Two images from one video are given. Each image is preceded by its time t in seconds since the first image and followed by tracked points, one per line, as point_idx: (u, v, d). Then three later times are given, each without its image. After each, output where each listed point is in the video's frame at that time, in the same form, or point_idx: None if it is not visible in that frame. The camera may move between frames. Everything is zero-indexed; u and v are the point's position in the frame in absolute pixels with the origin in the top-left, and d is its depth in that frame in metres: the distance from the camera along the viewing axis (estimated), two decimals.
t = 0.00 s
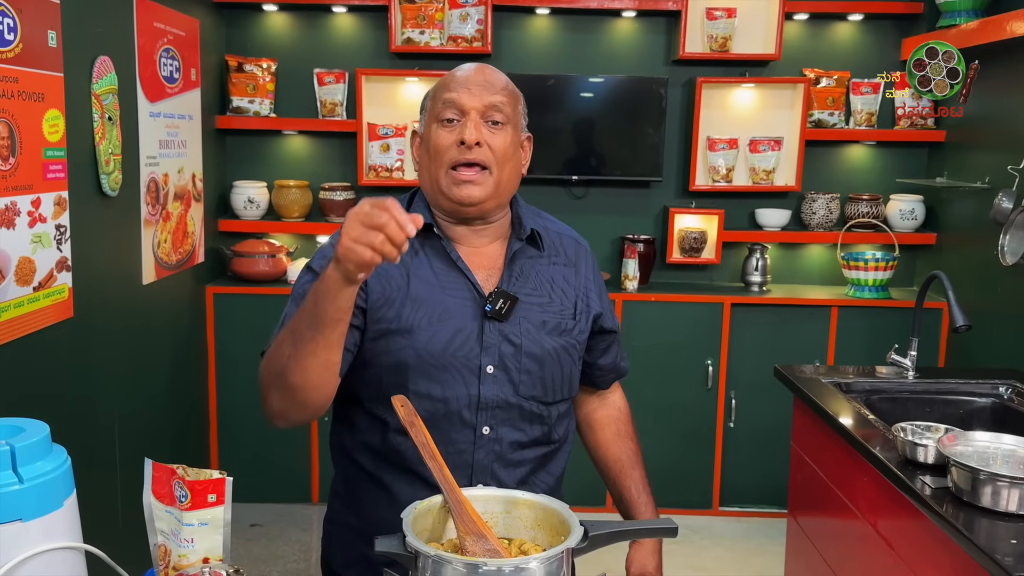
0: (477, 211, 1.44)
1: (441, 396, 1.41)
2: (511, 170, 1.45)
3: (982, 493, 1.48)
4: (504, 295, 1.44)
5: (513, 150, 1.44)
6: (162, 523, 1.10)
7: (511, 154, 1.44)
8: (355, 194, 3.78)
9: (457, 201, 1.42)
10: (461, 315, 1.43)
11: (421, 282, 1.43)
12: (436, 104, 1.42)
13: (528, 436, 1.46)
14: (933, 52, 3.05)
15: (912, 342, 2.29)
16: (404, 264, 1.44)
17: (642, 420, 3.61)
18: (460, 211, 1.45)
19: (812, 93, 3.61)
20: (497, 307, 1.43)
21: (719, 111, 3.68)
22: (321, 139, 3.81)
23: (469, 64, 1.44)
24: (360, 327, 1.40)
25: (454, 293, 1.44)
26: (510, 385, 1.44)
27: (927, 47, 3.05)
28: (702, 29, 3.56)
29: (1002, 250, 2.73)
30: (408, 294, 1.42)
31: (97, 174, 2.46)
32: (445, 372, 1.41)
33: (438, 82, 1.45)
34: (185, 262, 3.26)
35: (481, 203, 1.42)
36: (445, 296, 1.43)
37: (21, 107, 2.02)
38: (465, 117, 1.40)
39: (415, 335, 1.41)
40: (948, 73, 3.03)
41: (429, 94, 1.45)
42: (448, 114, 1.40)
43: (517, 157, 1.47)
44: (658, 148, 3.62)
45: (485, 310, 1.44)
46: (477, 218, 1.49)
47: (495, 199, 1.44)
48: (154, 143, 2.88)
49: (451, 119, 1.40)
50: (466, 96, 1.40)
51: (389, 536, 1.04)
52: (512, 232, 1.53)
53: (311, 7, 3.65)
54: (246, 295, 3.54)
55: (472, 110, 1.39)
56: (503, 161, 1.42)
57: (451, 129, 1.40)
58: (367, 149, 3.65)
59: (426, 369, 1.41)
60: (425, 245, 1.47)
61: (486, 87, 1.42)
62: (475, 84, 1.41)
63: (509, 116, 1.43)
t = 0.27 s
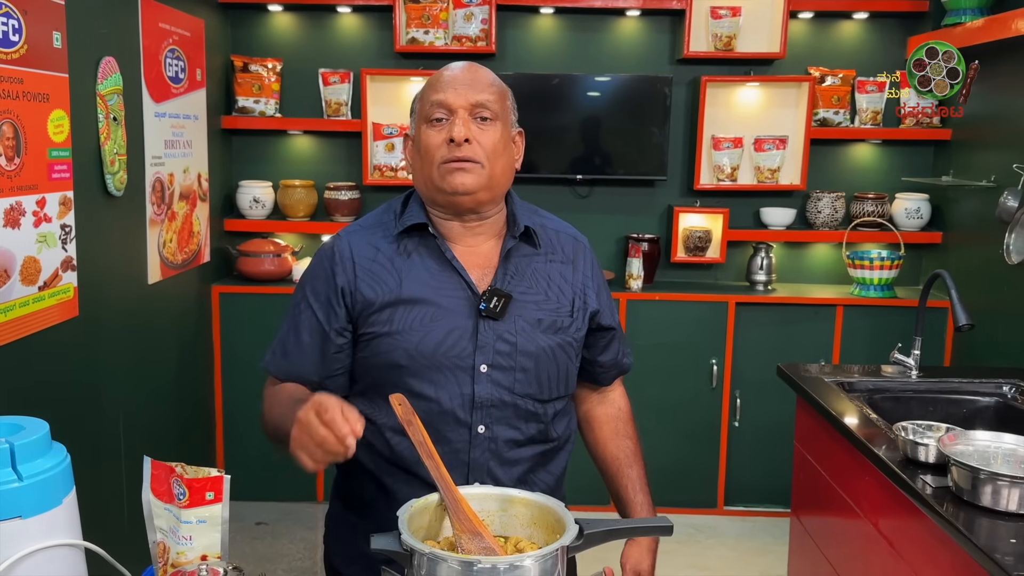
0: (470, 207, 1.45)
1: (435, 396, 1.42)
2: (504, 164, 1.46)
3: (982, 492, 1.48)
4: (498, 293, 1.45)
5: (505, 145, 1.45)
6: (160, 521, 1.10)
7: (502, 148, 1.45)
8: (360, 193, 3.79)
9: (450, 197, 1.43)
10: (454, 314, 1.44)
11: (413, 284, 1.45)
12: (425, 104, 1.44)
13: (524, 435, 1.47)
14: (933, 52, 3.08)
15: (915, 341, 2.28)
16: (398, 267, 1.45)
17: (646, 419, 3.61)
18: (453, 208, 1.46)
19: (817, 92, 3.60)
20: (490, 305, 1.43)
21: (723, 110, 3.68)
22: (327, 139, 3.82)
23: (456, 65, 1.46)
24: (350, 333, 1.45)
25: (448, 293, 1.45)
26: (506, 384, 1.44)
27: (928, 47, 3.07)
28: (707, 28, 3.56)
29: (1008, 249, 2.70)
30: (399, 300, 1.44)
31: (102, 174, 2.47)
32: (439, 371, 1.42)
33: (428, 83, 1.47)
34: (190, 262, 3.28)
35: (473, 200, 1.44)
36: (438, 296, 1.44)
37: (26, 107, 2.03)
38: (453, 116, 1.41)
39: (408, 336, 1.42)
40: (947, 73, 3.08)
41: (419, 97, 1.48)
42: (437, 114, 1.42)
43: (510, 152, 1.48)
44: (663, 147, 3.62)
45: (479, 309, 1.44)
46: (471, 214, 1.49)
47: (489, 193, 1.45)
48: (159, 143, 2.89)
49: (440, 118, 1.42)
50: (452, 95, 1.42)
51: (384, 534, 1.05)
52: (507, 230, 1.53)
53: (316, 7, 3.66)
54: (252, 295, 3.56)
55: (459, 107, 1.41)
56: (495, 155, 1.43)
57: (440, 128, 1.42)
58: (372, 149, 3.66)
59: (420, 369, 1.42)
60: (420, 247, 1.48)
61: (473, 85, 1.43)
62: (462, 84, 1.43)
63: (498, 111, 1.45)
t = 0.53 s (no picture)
0: (460, 206, 1.45)
1: (426, 396, 1.43)
2: (491, 162, 1.45)
3: (982, 492, 1.48)
4: (488, 292, 1.44)
5: (492, 143, 1.44)
6: (159, 517, 1.11)
7: (489, 147, 1.44)
8: (365, 193, 3.80)
9: (438, 198, 1.42)
10: (445, 315, 1.45)
11: (402, 285, 1.45)
12: (411, 105, 1.43)
13: (517, 434, 1.47)
14: (933, 51, 3.00)
15: (918, 340, 2.27)
16: (389, 268, 1.46)
17: (651, 419, 3.61)
18: (443, 208, 1.46)
19: (822, 91, 3.59)
20: (480, 305, 1.43)
21: (728, 109, 3.67)
22: (332, 138, 3.83)
23: (440, 63, 1.44)
24: (340, 334, 1.47)
25: (438, 293, 1.45)
26: (497, 383, 1.45)
27: (928, 47, 2.99)
28: (711, 27, 3.55)
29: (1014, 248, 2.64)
30: (385, 302, 1.44)
31: (106, 174, 2.48)
32: (430, 371, 1.43)
33: (413, 83, 1.46)
34: (196, 261, 3.29)
35: (462, 199, 1.43)
36: (429, 297, 1.45)
37: (30, 107, 2.05)
38: (438, 116, 1.40)
39: (397, 337, 1.43)
40: (948, 72, 2.96)
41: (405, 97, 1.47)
42: (422, 114, 1.41)
43: (499, 149, 1.47)
44: (667, 147, 3.61)
45: (469, 309, 1.44)
46: (462, 214, 1.48)
47: (477, 193, 1.44)
48: (164, 143, 2.90)
49: (424, 118, 1.41)
50: (436, 95, 1.40)
51: (379, 532, 1.06)
52: (499, 228, 1.53)
53: (321, 7, 3.67)
54: (257, 294, 3.57)
55: (443, 107, 1.40)
56: (481, 154, 1.42)
57: (425, 129, 1.41)
58: (377, 148, 3.67)
59: (411, 370, 1.43)
60: (411, 248, 1.48)
61: (457, 83, 1.42)
62: (445, 83, 1.41)
63: (484, 109, 1.43)
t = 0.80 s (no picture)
0: (456, 209, 1.45)
1: (423, 395, 1.43)
2: (486, 163, 1.45)
3: (984, 492, 1.47)
4: (485, 291, 1.45)
5: (486, 144, 1.44)
6: (157, 514, 1.11)
7: (484, 148, 1.44)
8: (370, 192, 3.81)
9: (434, 202, 1.43)
10: (442, 314, 1.45)
11: (399, 285, 1.46)
12: (404, 109, 1.42)
13: (516, 432, 1.47)
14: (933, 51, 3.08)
15: (922, 340, 2.26)
16: (386, 268, 1.47)
17: (656, 419, 3.60)
18: (440, 211, 1.46)
19: (828, 90, 3.58)
20: (477, 304, 1.44)
21: (733, 108, 3.66)
22: (337, 138, 3.84)
23: (432, 64, 1.44)
24: (338, 335, 1.48)
25: (435, 293, 1.46)
26: (495, 382, 1.45)
27: (926, 46, 3.07)
28: (717, 26, 3.54)
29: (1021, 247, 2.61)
30: (383, 302, 1.45)
31: (111, 173, 2.50)
32: (427, 371, 1.43)
33: (405, 86, 1.45)
34: (201, 260, 3.30)
35: (459, 202, 1.43)
36: (426, 297, 1.46)
37: (35, 107, 2.06)
38: (432, 120, 1.40)
39: (395, 337, 1.44)
40: (948, 73, 3.06)
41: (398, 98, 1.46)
42: (415, 118, 1.40)
43: (493, 149, 1.47)
44: (673, 146, 3.61)
45: (466, 309, 1.45)
46: (459, 217, 1.48)
47: (474, 195, 1.45)
48: (170, 143, 2.92)
49: (418, 122, 1.40)
50: (429, 98, 1.40)
51: (374, 530, 1.06)
52: (496, 227, 1.53)
53: (326, 7, 3.68)
54: (262, 293, 3.57)
55: (436, 111, 1.39)
56: (476, 156, 1.42)
57: (419, 132, 1.40)
58: (382, 148, 3.68)
59: (408, 369, 1.43)
60: (408, 248, 1.49)
61: (450, 85, 1.41)
62: (438, 86, 1.40)
63: (478, 110, 1.43)
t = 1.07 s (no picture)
0: (456, 212, 1.45)
1: (425, 395, 1.44)
2: (485, 164, 1.45)
3: (987, 493, 1.47)
4: (485, 291, 1.45)
5: (484, 145, 1.44)
6: (159, 513, 1.12)
7: (482, 149, 1.43)
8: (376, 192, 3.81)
9: (434, 206, 1.43)
10: (442, 314, 1.45)
11: (399, 286, 1.46)
12: (400, 113, 1.41)
13: (517, 430, 1.49)
14: (933, 52, 3.08)
15: (927, 341, 2.25)
16: (386, 269, 1.47)
17: (661, 419, 3.60)
18: (440, 214, 1.46)
19: (835, 90, 3.57)
20: (477, 304, 1.44)
21: (740, 108, 3.65)
22: (344, 138, 3.85)
23: (425, 67, 1.43)
24: (338, 336, 1.48)
25: (436, 294, 1.46)
26: (496, 381, 1.46)
27: (926, 46, 3.08)
28: (723, 26, 3.53)
29: None
30: (383, 303, 1.45)
31: (118, 173, 2.51)
32: (429, 371, 1.44)
33: (400, 89, 1.44)
34: (208, 260, 3.31)
35: (459, 204, 1.43)
36: (426, 297, 1.46)
37: (42, 107, 2.07)
38: (428, 124, 1.39)
39: (396, 337, 1.44)
40: (947, 72, 3.06)
41: (394, 101, 1.45)
42: (412, 122, 1.40)
43: (491, 150, 1.46)
44: (679, 146, 3.60)
45: (467, 308, 1.45)
46: (459, 218, 1.48)
47: (473, 196, 1.45)
48: (176, 143, 2.93)
49: (415, 126, 1.40)
50: (425, 103, 1.39)
51: (374, 528, 1.06)
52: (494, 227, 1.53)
53: (333, 8, 3.69)
54: (269, 293, 3.58)
55: (433, 115, 1.39)
56: (475, 158, 1.42)
57: (416, 137, 1.40)
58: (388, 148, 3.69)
59: (410, 369, 1.44)
60: (407, 248, 1.49)
61: (446, 88, 1.40)
62: (433, 89, 1.40)
63: (474, 112, 1.42)
